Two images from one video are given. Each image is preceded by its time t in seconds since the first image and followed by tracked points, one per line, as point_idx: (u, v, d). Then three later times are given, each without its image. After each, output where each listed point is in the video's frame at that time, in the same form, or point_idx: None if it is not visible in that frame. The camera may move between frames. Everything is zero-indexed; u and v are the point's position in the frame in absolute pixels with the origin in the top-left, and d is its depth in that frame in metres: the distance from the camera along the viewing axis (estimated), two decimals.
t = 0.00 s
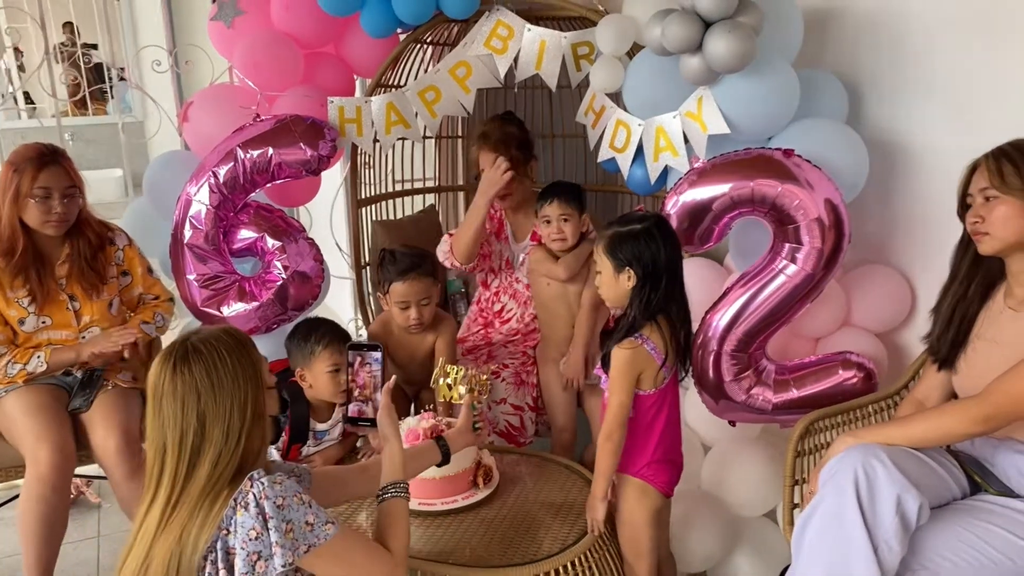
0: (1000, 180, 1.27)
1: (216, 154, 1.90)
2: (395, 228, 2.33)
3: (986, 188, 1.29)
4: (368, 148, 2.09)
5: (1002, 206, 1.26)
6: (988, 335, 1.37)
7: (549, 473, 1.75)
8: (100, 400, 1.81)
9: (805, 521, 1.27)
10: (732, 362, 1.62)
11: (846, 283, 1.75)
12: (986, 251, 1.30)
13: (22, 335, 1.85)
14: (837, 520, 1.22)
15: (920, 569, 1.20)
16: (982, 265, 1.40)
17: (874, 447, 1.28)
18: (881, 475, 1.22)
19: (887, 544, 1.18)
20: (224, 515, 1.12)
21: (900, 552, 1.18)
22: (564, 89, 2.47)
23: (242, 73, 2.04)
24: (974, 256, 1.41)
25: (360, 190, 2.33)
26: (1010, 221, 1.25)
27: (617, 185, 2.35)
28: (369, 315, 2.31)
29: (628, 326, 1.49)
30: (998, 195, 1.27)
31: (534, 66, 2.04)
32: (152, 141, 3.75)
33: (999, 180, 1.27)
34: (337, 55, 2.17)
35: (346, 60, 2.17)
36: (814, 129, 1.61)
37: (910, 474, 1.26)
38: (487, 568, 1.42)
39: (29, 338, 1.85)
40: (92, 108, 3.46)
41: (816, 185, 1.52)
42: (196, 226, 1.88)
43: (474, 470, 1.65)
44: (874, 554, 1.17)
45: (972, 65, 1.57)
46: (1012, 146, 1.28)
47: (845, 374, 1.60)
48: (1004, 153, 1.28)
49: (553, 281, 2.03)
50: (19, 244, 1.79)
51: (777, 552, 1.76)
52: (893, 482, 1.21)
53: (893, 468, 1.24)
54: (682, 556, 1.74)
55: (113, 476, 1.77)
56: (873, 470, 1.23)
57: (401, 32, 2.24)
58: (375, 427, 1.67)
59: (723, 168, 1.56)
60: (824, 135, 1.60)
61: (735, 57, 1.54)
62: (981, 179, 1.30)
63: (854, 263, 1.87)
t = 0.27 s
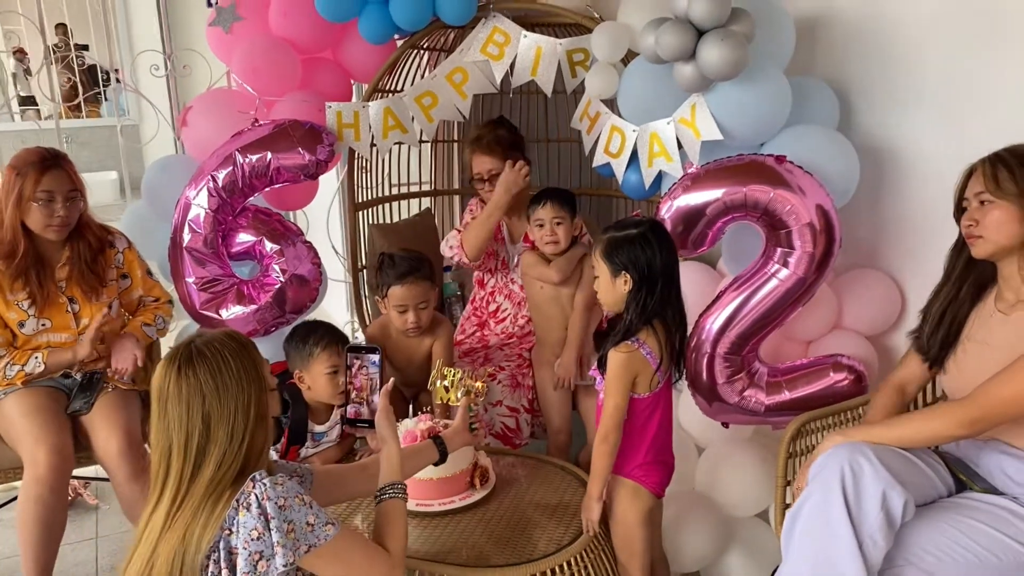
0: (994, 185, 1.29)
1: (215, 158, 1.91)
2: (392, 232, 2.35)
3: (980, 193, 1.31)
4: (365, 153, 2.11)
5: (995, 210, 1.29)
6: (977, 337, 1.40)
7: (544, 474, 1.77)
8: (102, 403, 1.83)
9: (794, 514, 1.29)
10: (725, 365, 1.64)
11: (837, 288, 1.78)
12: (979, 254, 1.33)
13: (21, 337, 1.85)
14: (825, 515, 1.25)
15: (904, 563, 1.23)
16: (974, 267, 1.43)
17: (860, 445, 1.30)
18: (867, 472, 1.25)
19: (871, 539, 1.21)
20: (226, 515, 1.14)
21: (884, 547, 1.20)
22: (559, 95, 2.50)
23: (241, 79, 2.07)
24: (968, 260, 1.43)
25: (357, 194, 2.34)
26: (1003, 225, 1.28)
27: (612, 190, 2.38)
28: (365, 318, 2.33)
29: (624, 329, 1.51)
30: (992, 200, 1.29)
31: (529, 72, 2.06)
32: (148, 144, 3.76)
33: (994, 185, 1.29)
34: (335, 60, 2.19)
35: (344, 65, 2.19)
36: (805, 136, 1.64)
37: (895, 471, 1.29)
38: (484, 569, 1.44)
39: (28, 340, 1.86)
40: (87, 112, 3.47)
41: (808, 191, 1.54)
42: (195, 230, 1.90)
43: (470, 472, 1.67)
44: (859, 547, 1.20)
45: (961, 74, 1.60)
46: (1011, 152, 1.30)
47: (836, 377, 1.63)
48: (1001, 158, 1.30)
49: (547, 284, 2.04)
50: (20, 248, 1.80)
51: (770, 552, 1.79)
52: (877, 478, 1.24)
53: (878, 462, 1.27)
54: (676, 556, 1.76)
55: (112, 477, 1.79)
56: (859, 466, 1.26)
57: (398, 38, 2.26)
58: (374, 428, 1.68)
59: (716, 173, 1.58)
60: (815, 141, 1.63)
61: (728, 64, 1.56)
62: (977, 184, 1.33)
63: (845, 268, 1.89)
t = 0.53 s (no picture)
0: (997, 189, 1.31)
1: (217, 158, 1.93)
2: (391, 231, 2.37)
3: (983, 196, 1.33)
4: (365, 153, 2.13)
5: (996, 214, 1.31)
6: (972, 338, 1.43)
7: (542, 470, 1.79)
8: (102, 399, 1.83)
9: (790, 506, 1.31)
10: (722, 363, 1.67)
11: (832, 288, 1.80)
12: (977, 256, 1.36)
13: (23, 335, 1.87)
14: (818, 510, 1.27)
15: (895, 558, 1.25)
16: (974, 270, 1.46)
17: (853, 442, 1.33)
18: (860, 468, 1.27)
19: (863, 534, 1.24)
20: (232, 511, 1.16)
21: (875, 542, 1.23)
22: (556, 96, 2.52)
23: (243, 79, 2.09)
24: (966, 263, 1.46)
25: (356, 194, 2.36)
26: (1003, 229, 1.30)
27: (608, 191, 2.40)
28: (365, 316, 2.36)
29: (624, 329, 1.53)
30: (993, 204, 1.31)
31: (528, 74, 2.08)
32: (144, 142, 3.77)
33: (998, 191, 1.31)
34: (335, 61, 2.20)
35: (343, 65, 2.21)
36: (800, 138, 1.67)
37: (885, 467, 1.32)
38: (484, 564, 1.46)
39: (31, 338, 1.88)
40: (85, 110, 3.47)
41: (804, 192, 1.57)
42: (197, 229, 1.91)
43: (470, 467, 1.69)
44: (850, 542, 1.23)
45: (956, 77, 1.63)
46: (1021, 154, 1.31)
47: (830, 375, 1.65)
48: (1006, 161, 1.32)
49: (545, 289, 2.08)
50: (24, 247, 1.81)
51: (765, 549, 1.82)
52: (870, 475, 1.26)
53: (869, 458, 1.29)
54: (673, 552, 1.79)
55: (115, 473, 1.80)
56: (852, 462, 1.28)
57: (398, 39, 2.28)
58: (374, 425, 1.70)
59: (713, 175, 1.61)
60: (810, 144, 1.66)
61: (726, 67, 1.59)
62: (979, 186, 1.34)
63: (841, 267, 1.92)
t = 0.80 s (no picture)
0: (1004, 172, 1.32)
1: (231, 139, 1.95)
2: (402, 211, 2.39)
3: (989, 178, 1.34)
4: (377, 134, 2.15)
5: (1001, 196, 1.32)
6: (977, 317, 1.45)
7: (553, 446, 1.83)
8: (120, 375, 1.88)
9: (799, 485, 1.35)
10: (730, 341, 1.69)
11: (840, 266, 1.82)
12: (981, 237, 1.37)
13: (43, 314, 1.89)
14: (830, 488, 1.30)
15: (904, 533, 1.29)
16: (980, 250, 1.47)
17: (865, 421, 1.35)
18: (871, 446, 1.30)
19: (874, 511, 1.27)
20: (251, 484, 1.20)
21: (886, 519, 1.27)
22: (566, 76, 2.53)
23: (255, 60, 2.11)
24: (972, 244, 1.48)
25: (369, 173, 2.43)
26: (1008, 211, 1.32)
27: (616, 171, 2.42)
28: (377, 296, 2.39)
29: (637, 307, 1.56)
30: (999, 185, 1.33)
31: (539, 54, 2.10)
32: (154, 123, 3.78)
33: (1004, 173, 1.32)
34: (346, 41, 2.22)
35: (355, 46, 2.22)
36: (810, 119, 1.67)
37: (896, 446, 1.34)
38: (494, 536, 1.49)
39: (50, 316, 1.90)
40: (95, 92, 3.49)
41: (812, 172, 1.58)
42: (212, 208, 1.95)
43: (482, 444, 1.72)
44: (862, 520, 1.26)
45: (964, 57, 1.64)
46: None
47: (837, 352, 1.68)
48: (1011, 143, 1.33)
49: (555, 269, 2.11)
50: (41, 227, 1.84)
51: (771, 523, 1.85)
52: (881, 452, 1.29)
53: (880, 436, 1.32)
54: (681, 527, 1.82)
55: (134, 448, 1.85)
56: (863, 441, 1.31)
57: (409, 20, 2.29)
58: (390, 400, 1.85)
59: (722, 155, 1.62)
60: (820, 124, 1.67)
61: (737, 49, 1.60)
62: (984, 168, 1.36)
63: (846, 249, 1.92)
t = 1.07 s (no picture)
0: (1001, 170, 1.34)
1: (238, 137, 1.97)
2: (407, 208, 2.41)
3: (987, 176, 1.36)
4: (382, 132, 2.17)
5: (1000, 194, 1.34)
6: (976, 311, 1.47)
7: (557, 439, 1.85)
8: (131, 372, 1.90)
9: (801, 470, 1.36)
10: (733, 335, 1.71)
11: (841, 260, 1.84)
12: (979, 234, 1.39)
13: (54, 311, 1.92)
14: (830, 476, 1.32)
15: (904, 521, 1.30)
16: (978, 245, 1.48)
17: (867, 411, 1.37)
18: (871, 435, 1.32)
19: (874, 499, 1.29)
20: (261, 476, 1.22)
21: (885, 506, 1.29)
22: (569, 74, 2.55)
23: (261, 59, 2.13)
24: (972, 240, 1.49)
25: (374, 171, 2.44)
26: (1006, 208, 1.34)
27: (619, 167, 2.43)
28: (383, 292, 2.41)
29: (642, 301, 1.58)
30: (997, 183, 1.35)
31: (542, 51, 2.11)
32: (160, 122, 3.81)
33: (1001, 171, 1.34)
34: (351, 40, 2.24)
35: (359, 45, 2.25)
36: (808, 112, 1.70)
37: (898, 437, 1.36)
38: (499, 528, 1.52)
39: (61, 314, 1.93)
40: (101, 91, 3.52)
41: (813, 168, 1.60)
42: (220, 207, 1.96)
43: (489, 437, 1.74)
44: (862, 507, 1.28)
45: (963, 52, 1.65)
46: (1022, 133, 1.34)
47: (838, 346, 1.70)
48: (1008, 140, 1.34)
49: (558, 266, 2.13)
50: (51, 226, 1.86)
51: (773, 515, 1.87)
52: (881, 441, 1.31)
53: (881, 427, 1.33)
54: (685, 520, 1.84)
55: (146, 444, 1.87)
56: (863, 430, 1.33)
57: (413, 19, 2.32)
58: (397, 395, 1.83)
59: (724, 151, 1.64)
60: (821, 120, 1.69)
61: (738, 46, 1.62)
62: (981, 167, 1.37)
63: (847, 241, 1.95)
